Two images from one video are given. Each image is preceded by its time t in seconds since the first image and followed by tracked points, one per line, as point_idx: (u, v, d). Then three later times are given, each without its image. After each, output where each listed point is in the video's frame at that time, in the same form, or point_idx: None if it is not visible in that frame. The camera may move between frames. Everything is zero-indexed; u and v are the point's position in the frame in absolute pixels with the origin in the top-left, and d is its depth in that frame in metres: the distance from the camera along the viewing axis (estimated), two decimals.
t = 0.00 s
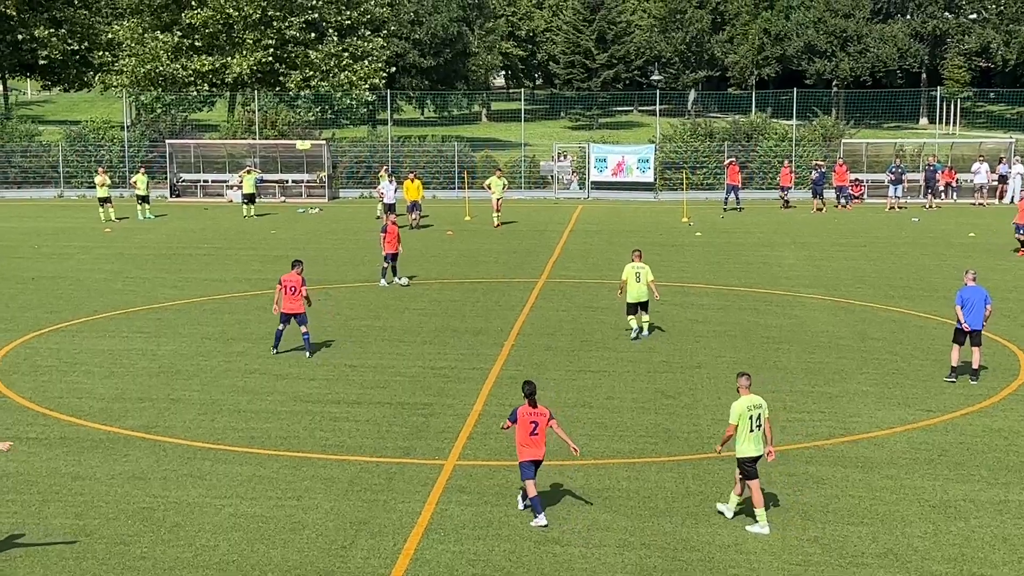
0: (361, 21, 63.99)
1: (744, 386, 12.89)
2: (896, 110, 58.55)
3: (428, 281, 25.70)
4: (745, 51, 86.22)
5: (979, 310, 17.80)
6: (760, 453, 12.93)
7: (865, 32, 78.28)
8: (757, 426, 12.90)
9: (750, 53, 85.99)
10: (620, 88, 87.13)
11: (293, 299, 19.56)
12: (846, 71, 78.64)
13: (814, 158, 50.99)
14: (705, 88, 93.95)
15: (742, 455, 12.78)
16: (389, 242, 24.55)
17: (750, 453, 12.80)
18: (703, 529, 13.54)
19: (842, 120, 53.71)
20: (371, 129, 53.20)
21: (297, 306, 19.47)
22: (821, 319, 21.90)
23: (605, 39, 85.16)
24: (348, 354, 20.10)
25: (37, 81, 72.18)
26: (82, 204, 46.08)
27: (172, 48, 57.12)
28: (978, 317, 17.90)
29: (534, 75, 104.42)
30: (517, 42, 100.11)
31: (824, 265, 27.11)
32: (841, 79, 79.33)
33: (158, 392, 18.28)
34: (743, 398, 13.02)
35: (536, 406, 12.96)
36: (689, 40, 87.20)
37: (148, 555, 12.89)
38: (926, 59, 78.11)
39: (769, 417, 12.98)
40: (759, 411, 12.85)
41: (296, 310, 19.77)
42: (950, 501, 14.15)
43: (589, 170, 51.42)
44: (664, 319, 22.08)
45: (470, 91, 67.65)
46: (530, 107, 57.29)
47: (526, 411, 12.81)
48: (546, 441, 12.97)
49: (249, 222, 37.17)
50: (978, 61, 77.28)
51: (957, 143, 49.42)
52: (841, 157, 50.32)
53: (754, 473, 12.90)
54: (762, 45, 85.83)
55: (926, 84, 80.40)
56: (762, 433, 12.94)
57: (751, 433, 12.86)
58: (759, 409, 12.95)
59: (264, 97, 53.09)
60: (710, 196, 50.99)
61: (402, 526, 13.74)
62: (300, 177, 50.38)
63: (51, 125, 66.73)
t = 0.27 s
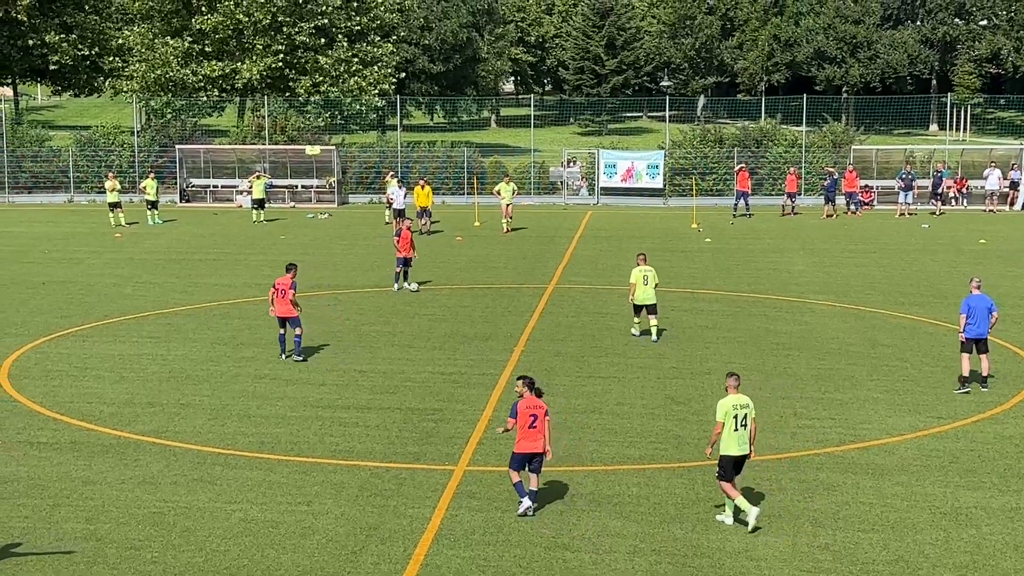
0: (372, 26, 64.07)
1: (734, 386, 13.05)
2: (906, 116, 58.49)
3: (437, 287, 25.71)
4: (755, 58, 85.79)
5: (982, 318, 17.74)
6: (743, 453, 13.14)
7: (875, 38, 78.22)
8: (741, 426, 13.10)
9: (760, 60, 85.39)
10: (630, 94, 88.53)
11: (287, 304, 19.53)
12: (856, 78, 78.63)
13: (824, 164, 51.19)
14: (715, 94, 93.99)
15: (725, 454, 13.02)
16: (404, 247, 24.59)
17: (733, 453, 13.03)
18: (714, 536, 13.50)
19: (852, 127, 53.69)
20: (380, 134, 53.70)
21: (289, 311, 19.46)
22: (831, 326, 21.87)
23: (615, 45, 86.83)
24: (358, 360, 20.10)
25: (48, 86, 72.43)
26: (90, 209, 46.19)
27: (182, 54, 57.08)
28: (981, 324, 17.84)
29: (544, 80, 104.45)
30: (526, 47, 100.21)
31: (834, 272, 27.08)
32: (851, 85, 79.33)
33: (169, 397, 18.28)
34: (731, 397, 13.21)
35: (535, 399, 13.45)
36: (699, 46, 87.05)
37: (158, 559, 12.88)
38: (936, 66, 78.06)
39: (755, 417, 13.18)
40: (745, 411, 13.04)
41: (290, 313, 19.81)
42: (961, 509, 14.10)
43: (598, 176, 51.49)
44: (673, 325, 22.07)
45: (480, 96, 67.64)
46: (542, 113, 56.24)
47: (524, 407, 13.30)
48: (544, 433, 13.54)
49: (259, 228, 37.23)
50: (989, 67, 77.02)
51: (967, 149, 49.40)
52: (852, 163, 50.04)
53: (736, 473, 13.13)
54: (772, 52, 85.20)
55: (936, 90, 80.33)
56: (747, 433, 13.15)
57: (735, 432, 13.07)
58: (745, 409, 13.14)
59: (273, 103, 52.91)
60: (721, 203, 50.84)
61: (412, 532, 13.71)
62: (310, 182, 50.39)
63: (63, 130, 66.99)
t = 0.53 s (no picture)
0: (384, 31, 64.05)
1: (724, 387, 13.11)
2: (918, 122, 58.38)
3: (449, 292, 25.74)
4: (767, 64, 85.88)
5: (985, 328, 17.68)
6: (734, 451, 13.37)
7: (887, 45, 78.58)
8: (732, 425, 13.26)
9: (771, 66, 85.73)
10: (641, 98, 87.05)
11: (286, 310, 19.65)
12: (868, 85, 78.93)
13: (836, 171, 51.26)
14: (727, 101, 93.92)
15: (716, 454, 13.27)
16: (416, 252, 24.71)
17: (724, 452, 13.27)
18: (726, 542, 13.48)
19: (864, 134, 53.90)
20: (393, 139, 54.07)
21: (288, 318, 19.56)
22: (843, 332, 21.84)
23: (626, 52, 85.01)
24: (370, 365, 20.12)
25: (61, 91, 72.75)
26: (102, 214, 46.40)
27: (195, 59, 57.27)
28: (984, 334, 17.78)
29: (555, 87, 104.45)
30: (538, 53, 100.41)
31: (846, 278, 27.05)
32: (863, 92, 79.56)
33: (181, 401, 18.32)
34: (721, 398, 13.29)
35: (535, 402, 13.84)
36: (710, 52, 87.52)
37: (170, 564, 12.88)
38: (948, 73, 78.15)
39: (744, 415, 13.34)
40: (735, 412, 13.16)
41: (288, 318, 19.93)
42: (974, 516, 14.07)
43: (609, 182, 51.74)
44: (685, 331, 22.06)
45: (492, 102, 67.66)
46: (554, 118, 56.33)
47: (525, 409, 13.69)
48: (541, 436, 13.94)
49: (270, 233, 37.31)
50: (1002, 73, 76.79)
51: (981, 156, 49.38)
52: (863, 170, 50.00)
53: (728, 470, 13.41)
54: (784, 58, 85.64)
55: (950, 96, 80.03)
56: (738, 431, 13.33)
57: (726, 432, 13.26)
58: (735, 407, 13.27)
59: (286, 108, 53.00)
60: (733, 209, 51.09)
61: (424, 537, 13.71)
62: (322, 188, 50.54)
63: (77, 135, 67.34)
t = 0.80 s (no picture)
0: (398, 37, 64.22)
1: (709, 388, 13.32)
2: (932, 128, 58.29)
3: (462, 297, 25.75)
4: (781, 70, 85.49)
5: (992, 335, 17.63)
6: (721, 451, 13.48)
7: (902, 51, 78.00)
8: (719, 425, 13.39)
9: (785, 72, 85.12)
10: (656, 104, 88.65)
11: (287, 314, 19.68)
12: (882, 91, 78.36)
13: (851, 177, 50.91)
14: (740, 107, 93.71)
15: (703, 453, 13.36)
16: (428, 257, 24.82)
17: (710, 451, 13.36)
18: (739, 548, 13.44)
19: (879, 140, 53.66)
20: (406, 145, 53.84)
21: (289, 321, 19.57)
22: (857, 339, 21.79)
23: (640, 57, 85.80)
24: (384, 370, 20.13)
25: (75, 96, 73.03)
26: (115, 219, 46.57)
27: (210, 64, 57.28)
28: (990, 341, 17.72)
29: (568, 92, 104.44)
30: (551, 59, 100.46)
31: (860, 284, 26.99)
32: (877, 98, 79.02)
33: (195, 406, 18.34)
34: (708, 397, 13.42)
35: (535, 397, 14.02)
36: (724, 58, 87.90)
37: (184, 568, 12.90)
38: (963, 78, 78.05)
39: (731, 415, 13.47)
40: (722, 412, 13.30)
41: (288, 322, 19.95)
42: (989, 524, 14.01)
43: (624, 188, 51.80)
44: (698, 337, 22.04)
45: (506, 108, 67.67)
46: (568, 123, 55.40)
47: (528, 398, 13.83)
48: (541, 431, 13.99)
49: (284, 238, 37.38)
50: (1017, 79, 76.47)
51: (996, 161, 49.27)
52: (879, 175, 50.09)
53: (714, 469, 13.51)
54: (798, 64, 84.82)
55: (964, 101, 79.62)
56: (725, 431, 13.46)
57: (713, 431, 13.37)
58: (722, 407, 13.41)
59: (300, 113, 53.75)
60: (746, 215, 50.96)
61: (437, 542, 13.70)
62: (336, 193, 50.96)
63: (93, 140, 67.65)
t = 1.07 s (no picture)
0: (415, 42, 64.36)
1: (701, 388, 13.66)
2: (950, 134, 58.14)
3: (477, 303, 25.79)
4: (799, 76, 84.06)
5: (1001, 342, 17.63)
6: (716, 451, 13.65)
7: (919, 57, 77.91)
8: (712, 426, 13.61)
9: (801, 78, 83.89)
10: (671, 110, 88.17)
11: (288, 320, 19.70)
12: (898, 96, 78.02)
13: (867, 184, 51.06)
14: (756, 112, 93.44)
15: (697, 453, 13.55)
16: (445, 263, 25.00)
17: (705, 451, 13.54)
18: (755, 555, 13.40)
19: (896, 146, 53.58)
20: (422, 150, 54.24)
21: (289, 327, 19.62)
22: (873, 345, 21.75)
23: (656, 62, 86.31)
24: (399, 375, 20.16)
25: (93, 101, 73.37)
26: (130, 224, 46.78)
27: (227, 69, 57.79)
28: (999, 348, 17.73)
29: (584, 98, 104.45)
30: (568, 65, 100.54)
31: (876, 291, 26.93)
32: (893, 104, 78.66)
33: (211, 410, 18.39)
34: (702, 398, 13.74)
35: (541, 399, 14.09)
36: (741, 64, 87.34)
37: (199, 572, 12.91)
38: (980, 84, 77.68)
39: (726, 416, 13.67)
40: (715, 411, 13.56)
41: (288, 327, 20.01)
42: (1005, 531, 13.95)
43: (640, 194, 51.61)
44: (713, 343, 22.01)
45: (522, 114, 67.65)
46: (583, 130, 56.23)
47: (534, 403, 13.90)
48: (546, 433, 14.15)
49: (300, 243, 37.51)
50: None
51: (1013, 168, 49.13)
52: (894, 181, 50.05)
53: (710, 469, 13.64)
54: (814, 70, 83.36)
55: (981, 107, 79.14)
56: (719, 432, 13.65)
57: (708, 431, 13.59)
58: (716, 409, 13.66)
59: (316, 119, 53.32)
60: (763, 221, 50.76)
61: (452, 548, 13.69)
62: (351, 198, 51.20)
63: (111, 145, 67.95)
